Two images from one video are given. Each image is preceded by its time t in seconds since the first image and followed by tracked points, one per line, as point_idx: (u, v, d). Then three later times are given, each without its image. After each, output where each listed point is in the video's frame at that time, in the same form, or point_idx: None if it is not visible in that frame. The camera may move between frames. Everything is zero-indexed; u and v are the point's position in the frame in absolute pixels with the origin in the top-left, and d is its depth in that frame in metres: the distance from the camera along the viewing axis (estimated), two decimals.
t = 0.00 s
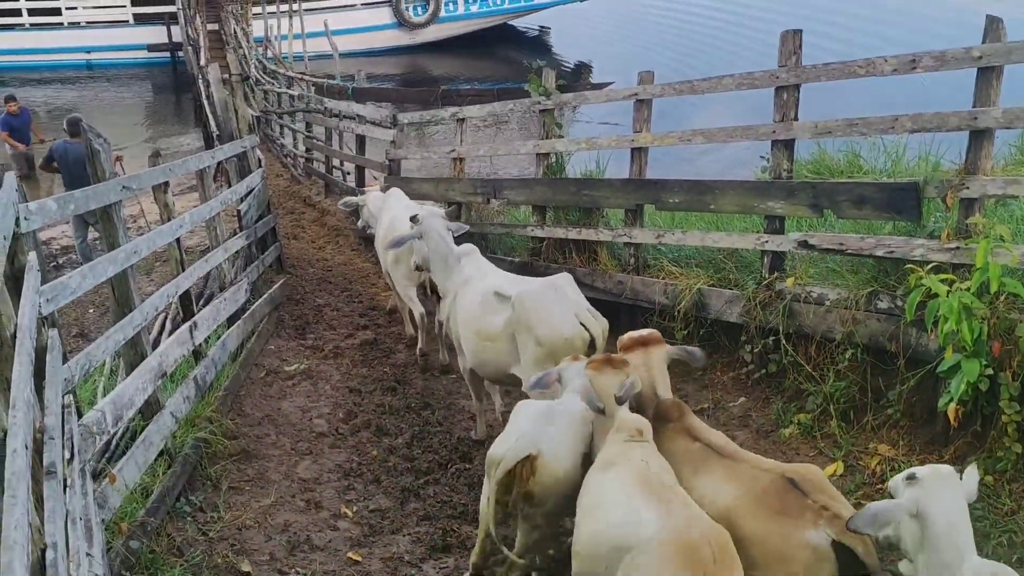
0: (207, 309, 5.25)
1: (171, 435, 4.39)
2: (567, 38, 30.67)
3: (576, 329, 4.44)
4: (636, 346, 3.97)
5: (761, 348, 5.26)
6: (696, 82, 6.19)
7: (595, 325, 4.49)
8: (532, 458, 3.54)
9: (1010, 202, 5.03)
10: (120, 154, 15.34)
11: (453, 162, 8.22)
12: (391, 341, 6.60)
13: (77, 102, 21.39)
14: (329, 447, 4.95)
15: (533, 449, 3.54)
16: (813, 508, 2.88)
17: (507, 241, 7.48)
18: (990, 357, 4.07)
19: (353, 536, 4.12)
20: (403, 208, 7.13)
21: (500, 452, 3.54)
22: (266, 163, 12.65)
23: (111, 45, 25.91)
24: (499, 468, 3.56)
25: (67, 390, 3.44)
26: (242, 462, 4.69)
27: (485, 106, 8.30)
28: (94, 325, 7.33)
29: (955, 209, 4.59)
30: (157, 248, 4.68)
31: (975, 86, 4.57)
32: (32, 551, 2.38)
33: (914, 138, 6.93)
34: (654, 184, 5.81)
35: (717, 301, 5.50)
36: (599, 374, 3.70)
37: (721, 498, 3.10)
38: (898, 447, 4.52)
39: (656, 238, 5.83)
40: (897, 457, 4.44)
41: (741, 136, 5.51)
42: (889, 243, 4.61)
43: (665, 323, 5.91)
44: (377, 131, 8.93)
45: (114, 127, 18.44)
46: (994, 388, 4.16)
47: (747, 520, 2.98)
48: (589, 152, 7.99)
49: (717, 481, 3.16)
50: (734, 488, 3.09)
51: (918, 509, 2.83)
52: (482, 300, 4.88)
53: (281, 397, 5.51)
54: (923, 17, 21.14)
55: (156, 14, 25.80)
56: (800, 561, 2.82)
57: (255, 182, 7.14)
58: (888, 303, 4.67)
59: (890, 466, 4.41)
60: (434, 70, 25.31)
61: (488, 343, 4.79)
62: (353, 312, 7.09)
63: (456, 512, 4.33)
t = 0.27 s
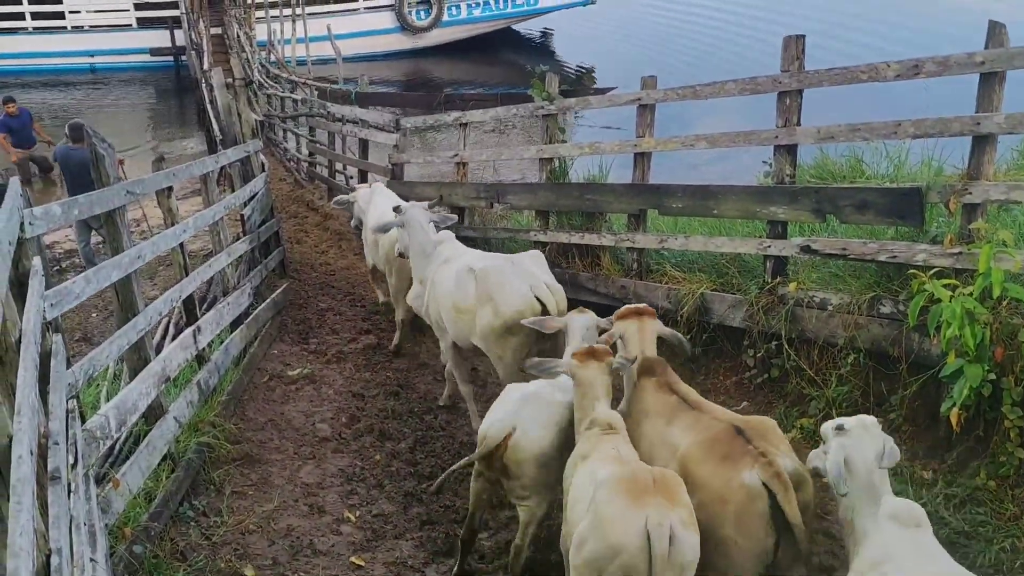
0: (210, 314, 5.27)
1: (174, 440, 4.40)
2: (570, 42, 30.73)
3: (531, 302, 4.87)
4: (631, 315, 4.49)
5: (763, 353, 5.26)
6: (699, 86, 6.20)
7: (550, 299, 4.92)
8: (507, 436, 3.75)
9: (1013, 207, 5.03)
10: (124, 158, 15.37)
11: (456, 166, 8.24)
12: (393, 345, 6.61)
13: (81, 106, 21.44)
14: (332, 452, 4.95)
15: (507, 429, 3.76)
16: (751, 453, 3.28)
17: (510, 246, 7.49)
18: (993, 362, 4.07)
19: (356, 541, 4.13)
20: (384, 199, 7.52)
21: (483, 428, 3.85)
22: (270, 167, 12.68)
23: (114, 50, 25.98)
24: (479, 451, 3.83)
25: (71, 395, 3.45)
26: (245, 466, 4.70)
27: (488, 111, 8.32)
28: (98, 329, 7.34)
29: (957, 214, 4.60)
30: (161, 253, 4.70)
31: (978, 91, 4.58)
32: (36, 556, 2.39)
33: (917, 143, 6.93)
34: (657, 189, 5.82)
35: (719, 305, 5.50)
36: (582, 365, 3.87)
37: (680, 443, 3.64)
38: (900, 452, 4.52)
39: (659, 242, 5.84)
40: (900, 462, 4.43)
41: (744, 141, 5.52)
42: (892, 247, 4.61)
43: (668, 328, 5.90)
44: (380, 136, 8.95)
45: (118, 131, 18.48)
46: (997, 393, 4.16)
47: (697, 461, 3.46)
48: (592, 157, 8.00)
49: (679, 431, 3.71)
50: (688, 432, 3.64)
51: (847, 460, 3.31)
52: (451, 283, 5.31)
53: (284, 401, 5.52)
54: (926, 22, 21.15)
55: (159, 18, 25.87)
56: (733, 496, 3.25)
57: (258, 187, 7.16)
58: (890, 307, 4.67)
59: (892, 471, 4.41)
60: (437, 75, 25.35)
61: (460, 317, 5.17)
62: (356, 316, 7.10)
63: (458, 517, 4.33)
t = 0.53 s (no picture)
0: (213, 316, 5.28)
1: (177, 442, 4.41)
2: (572, 46, 30.75)
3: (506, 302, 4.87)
4: (609, 281, 4.99)
5: (765, 356, 5.26)
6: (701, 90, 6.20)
7: (523, 300, 4.91)
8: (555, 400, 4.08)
9: (1015, 211, 5.03)
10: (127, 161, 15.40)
11: (459, 169, 8.25)
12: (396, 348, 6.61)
13: (84, 109, 21.48)
14: (335, 454, 4.96)
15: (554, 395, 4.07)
16: (705, 434, 3.47)
17: (512, 248, 7.50)
18: (995, 366, 4.06)
19: (358, 544, 4.13)
20: (372, 193, 7.68)
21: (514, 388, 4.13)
22: (273, 170, 12.70)
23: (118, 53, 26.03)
24: (510, 412, 4.13)
25: (74, 398, 3.47)
26: (248, 469, 4.71)
27: (491, 114, 8.33)
28: (100, 332, 7.36)
29: (959, 218, 4.60)
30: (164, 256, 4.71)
31: (981, 95, 4.58)
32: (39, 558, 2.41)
33: (919, 146, 6.94)
34: (659, 192, 5.82)
35: (722, 308, 5.51)
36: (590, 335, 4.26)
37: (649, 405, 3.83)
38: (902, 456, 4.52)
39: (661, 246, 5.85)
40: (902, 465, 4.43)
41: (746, 144, 5.52)
42: (894, 251, 4.61)
43: (669, 331, 5.90)
44: (383, 139, 8.96)
45: (122, 134, 18.54)
46: (999, 396, 4.15)
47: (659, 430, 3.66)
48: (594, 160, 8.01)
49: (652, 390, 3.92)
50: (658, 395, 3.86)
51: (801, 387, 3.75)
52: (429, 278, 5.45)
53: (286, 404, 5.53)
54: (929, 26, 21.14)
55: (163, 21, 25.91)
56: (682, 468, 3.47)
57: (261, 190, 7.17)
58: (892, 310, 4.67)
59: (894, 473, 4.41)
60: (440, 78, 25.39)
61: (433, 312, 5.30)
62: (359, 319, 7.11)
63: (460, 520, 4.33)
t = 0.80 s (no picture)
0: (214, 318, 5.27)
1: (177, 444, 4.41)
2: (574, 49, 30.77)
3: (491, 274, 5.16)
4: (598, 251, 5.05)
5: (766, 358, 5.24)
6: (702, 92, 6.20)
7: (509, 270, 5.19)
8: (529, 373, 4.30)
9: (1018, 213, 5.02)
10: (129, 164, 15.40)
11: (460, 172, 8.25)
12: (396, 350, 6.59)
13: (86, 112, 21.49)
14: (335, 457, 4.95)
15: (529, 367, 4.31)
16: (699, 391, 3.60)
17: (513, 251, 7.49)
18: (998, 368, 4.04)
19: (359, 546, 4.12)
20: (357, 187, 7.93)
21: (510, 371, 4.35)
22: (274, 172, 12.70)
23: (120, 56, 26.05)
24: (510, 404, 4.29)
25: (73, 400, 3.46)
26: (248, 471, 4.71)
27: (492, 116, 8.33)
28: (102, 334, 7.36)
29: (961, 220, 4.62)
30: (164, 258, 4.71)
31: (982, 97, 4.58)
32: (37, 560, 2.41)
33: (920, 148, 6.94)
34: (660, 195, 5.81)
35: (723, 310, 5.49)
36: (572, 309, 4.26)
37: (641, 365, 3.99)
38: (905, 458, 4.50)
39: (662, 248, 5.84)
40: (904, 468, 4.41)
41: (747, 146, 5.52)
42: (895, 253, 4.60)
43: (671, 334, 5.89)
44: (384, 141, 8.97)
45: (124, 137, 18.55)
46: (1001, 399, 4.15)
47: (653, 389, 3.77)
48: (595, 162, 8.00)
49: (648, 355, 4.02)
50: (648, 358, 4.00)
51: (757, 336, 4.00)
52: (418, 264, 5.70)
53: (287, 407, 5.52)
54: (930, 30, 21.13)
55: (165, 24, 25.92)
56: (677, 425, 3.60)
57: (262, 192, 7.18)
58: (894, 313, 4.67)
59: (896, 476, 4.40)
60: (442, 81, 25.39)
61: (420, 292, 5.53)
62: (360, 321, 7.10)
63: (461, 522, 4.32)
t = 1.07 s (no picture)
0: (213, 319, 5.27)
1: (176, 445, 4.40)
2: (574, 50, 30.77)
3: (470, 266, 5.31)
4: (581, 234, 5.34)
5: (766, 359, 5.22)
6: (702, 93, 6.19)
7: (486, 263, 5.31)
8: (510, 348, 4.42)
9: (1018, 213, 5.01)
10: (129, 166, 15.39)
11: (459, 173, 8.24)
12: (396, 352, 6.58)
13: (86, 114, 21.47)
14: (335, 458, 4.94)
15: (511, 342, 4.43)
16: (683, 367, 3.70)
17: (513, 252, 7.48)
18: (998, 368, 4.04)
19: (358, 548, 4.11)
20: (347, 176, 8.05)
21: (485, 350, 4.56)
22: (275, 174, 12.69)
23: (121, 58, 26.04)
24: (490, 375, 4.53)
25: (72, 400, 3.45)
26: (247, 472, 4.70)
27: (492, 117, 8.32)
28: (102, 336, 7.35)
29: (961, 220, 4.63)
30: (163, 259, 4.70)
31: (982, 97, 4.57)
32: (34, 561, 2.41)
33: (920, 148, 6.94)
34: (659, 196, 5.80)
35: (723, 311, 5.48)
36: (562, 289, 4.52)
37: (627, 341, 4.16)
38: (905, 459, 4.49)
39: (663, 249, 5.83)
40: (905, 469, 4.40)
41: (747, 147, 5.51)
42: (896, 254, 4.59)
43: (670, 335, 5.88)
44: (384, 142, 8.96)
45: (125, 139, 18.54)
46: (1002, 400, 4.14)
47: (642, 369, 3.86)
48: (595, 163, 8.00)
49: (634, 335, 4.14)
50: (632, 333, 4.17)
51: (718, 305, 4.31)
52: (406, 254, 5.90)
53: (286, 408, 5.51)
54: (930, 31, 21.14)
55: (165, 26, 25.91)
56: (666, 401, 3.66)
57: (262, 194, 7.18)
58: (894, 313, 4.67)
59: (897, 478, 4.36)
60: (442, 82, 25.39)
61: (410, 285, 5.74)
62: (359, 323, 7.08)
63: (460, 523, 4.31)
